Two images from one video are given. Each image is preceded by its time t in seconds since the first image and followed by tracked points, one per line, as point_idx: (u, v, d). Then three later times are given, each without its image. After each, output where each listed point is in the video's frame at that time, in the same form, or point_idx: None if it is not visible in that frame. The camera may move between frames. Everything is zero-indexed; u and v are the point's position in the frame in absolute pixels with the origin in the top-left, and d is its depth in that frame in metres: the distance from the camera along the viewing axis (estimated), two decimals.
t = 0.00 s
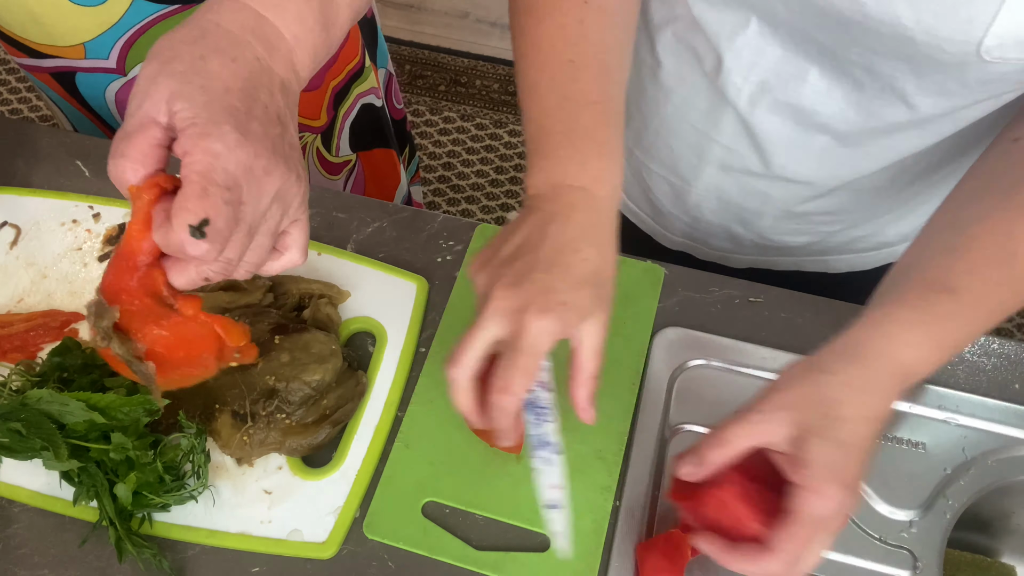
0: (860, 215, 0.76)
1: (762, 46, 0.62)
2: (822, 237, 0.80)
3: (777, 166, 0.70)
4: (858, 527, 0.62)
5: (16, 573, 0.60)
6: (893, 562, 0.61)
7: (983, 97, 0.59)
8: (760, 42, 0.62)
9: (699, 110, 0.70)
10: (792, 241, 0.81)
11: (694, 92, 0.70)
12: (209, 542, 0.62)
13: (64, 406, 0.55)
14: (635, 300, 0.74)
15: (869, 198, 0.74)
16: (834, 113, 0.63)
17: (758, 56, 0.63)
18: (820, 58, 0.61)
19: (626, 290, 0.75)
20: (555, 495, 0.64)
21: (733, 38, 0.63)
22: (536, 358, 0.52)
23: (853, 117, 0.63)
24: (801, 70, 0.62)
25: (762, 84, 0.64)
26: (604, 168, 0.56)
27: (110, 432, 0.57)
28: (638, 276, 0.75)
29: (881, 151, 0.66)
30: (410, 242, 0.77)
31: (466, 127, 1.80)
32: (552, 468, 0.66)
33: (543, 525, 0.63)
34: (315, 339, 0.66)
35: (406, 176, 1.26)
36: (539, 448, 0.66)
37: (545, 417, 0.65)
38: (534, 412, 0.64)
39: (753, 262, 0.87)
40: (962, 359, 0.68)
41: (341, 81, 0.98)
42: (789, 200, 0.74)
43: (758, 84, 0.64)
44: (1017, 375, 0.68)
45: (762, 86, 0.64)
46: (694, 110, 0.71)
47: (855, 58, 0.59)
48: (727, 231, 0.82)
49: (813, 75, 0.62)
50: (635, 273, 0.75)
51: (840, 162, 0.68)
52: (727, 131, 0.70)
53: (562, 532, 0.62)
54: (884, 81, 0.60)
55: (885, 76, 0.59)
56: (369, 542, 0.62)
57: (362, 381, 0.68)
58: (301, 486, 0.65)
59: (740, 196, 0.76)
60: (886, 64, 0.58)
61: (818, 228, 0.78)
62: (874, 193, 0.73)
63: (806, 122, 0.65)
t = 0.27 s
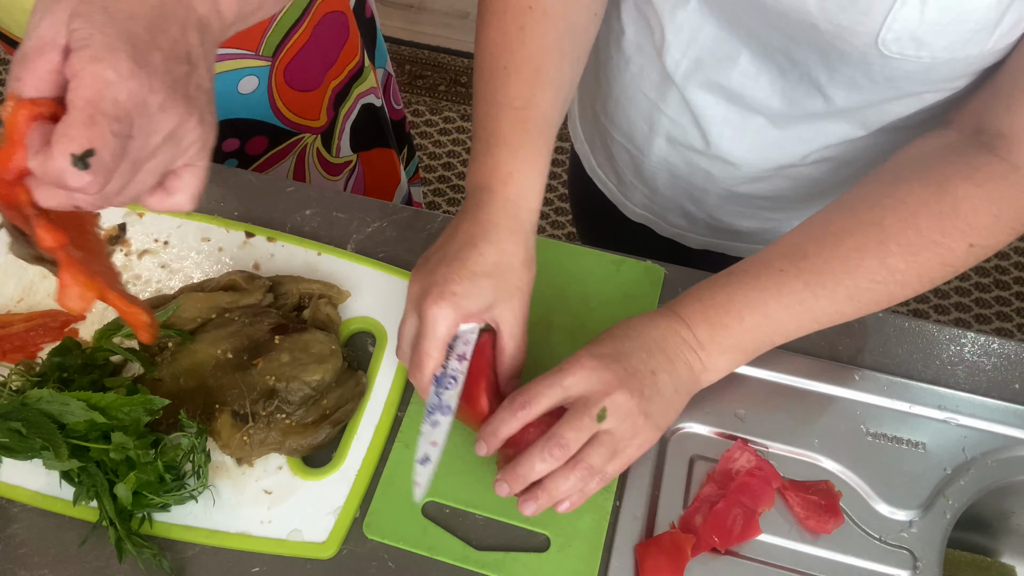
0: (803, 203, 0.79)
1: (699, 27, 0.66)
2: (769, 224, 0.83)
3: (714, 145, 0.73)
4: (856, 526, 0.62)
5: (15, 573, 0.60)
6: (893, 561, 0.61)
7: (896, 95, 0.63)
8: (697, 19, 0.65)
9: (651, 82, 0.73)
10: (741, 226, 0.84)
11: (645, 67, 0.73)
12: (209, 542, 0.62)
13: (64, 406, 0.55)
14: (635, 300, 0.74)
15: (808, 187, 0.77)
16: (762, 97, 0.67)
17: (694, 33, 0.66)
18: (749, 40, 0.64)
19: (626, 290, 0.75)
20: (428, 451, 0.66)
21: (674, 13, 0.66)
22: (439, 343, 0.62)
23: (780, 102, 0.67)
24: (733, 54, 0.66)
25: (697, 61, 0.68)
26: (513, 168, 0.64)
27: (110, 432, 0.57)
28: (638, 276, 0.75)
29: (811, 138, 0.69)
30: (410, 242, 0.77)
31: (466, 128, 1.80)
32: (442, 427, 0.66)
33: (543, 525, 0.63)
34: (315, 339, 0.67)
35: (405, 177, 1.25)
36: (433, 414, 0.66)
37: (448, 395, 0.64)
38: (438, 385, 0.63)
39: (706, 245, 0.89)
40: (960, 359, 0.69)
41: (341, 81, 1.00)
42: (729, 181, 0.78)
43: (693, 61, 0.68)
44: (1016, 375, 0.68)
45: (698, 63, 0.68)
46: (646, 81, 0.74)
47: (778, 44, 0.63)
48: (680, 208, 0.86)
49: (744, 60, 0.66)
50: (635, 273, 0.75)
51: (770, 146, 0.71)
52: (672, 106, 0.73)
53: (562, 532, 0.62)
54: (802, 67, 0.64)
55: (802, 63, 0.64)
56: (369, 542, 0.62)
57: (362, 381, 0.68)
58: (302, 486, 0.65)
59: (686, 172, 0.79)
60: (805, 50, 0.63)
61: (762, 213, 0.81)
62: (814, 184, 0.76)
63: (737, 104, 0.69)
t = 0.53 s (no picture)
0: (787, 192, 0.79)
1: (678, 17, 0.65)
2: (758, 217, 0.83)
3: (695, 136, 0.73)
4: (856, 526, 0.62)
5: (16, 573, 0.60)
6: (893, 561, 0.61)
7: (872, 81, 0.63)
8: (675, 11, 0.65)
9: (636, 77, 0.73)
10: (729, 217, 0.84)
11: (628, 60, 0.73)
12: (209, 542, 0.62)
13: (65, 406, 0.56)
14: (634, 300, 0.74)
15: (791, 175, 0.76)
16: (742, 86, 0.67)
17: (673, 25, 0.66)
18: (727, 31, 0.64)
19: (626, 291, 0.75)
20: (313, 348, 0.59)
21: (652, 6, 0.66)
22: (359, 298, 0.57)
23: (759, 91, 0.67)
24: (713, 43, 0.65)
25: (677, 53, 0.68)
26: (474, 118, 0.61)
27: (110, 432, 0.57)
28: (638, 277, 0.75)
29: (791, 126, 0.70)
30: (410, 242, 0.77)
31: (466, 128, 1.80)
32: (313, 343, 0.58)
33: (543, 525, 0.63)
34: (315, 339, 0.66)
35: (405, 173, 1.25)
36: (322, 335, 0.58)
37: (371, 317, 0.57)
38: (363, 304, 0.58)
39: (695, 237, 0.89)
40: (960, 359, 0.69)
41: (342, 77, 1.00)
42: (714, 172, 0.78)
43: (672, 54, 0.68)
44: (1016, 375, 0.68)
45: (677, 56, 0.68)
46: (631, 76, 0.74)
47: (755, 33, 0.63)
48: (668, 202, 0.85)
49: (723, 49, 0.65)
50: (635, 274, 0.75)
51: (751, 136, 0.72)
52: (656, 99, 0.73)
53: (562, 533, 0.62)
54: (778, 56, 0.63)
55: (777, 52, 0.63)
56: (369, 542, 0.62)
57: (362, 381, 0.68)
58: (302, 486, 0.65)
59: (670, 164, 0.79)
60: (777, 38, 0.62)
61: (748, 204, 0.81)
62: (797, 173, 0.76)
63: (718, 94, 0.69)
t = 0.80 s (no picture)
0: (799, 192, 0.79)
1: (694, 23, 0.65)
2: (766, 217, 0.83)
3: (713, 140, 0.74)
4: (856, 525, 0.62)
5: (16, 573, 0.60)
6: (893, 561, 0.61)
7: (895, 76, 0.63)
8: (692, 19, 0.65)
9: (645, 83, 0.74)
10: (738, 220, 0.84)
11: (641, 66, 0.74)
12: (208, 542, 0.62)
13: (65, 406, 0.56)
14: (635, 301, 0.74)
15: (805, 173, 0.77)
16: (762, 89, 0.67)
17: (690, 31, 0.66)
18: (747, 34, 0.64)
19: (626, 291, 0.75)
20: (544, 450, 0.51)
21: (668, 12, 0.66)
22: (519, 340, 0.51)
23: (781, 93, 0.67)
24: (730, 48, 0.65)
25: (694, 58, 0.67)
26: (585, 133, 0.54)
27: (110, 432, 0.57)
28: (638, 277, 0.75)
29: (809, 126, 0.70)
30: (410, 242, 0.77)
31: (466, 127, 1.80)
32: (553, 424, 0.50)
33: (543, 525, 0.63)
34: (315, 339, 0.66)
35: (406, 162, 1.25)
36: (536, 415, 0.51)
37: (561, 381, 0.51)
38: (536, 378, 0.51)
39: (706, 242, 0.89)
40: (960, 359, 0.69)
41: (347, 70, 0.99)
42: (729, 175, 0.78)
43: (689, 60, 0.68)
44: (1016, 375, 0.68)
45: (694, 62, 0.68)
46: (640, 82, 0.75)
47: (778, 35, 0.63)
48: (679, 207, 0.85)
49: (742, 53, 0.65)
50: (635, 274, 0.75)
51: (769, 137, 0.72)
52: (671, 103, 0.73)
53: (562, 532, 0.62)
54: (803, 56, 0.63)
55: (804, 51, 0.63)
56: (369, 542, 0.62)
57: (362, 381, 0.68)
58: (302, 486, 0.65)
59: (685, 170, 0.79)
60: (804, 39, 0.62)
61: (760, 206, 0.81)
62: (808, 171, 0.77)
63: (738, 96, 0.69)
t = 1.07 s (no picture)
0: (838, 203, 0.76)
1: (734, 45, 0.62)
2: (805, 228, 0.80)
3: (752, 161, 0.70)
4: (854, 524, 0.62)
5: (16, 573, 0.60)
6: (893, 561, 0.61)
7: (953, 84, 0.58)
8: (730, 40, 0.62)
9: (679, 107, 0.72)
10: (774, 233, 0.81)
11: (673, 86, 0.71)
12: (208, 542, 0.62)
13: (65, 405, 0.56)
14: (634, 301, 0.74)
15: (846, 184, 0.74)
16: (808, 109, 0.63)
17: (727, 54, 0.63)
18: (791, 52, 0.60)
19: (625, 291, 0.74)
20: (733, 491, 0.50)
21: (704, 37, 0.63)
22: (651, 346, 0.48)
23: (830, 112, 0.63)
24: (774, 68, 0.62)
25: (733, 81, 0.64)
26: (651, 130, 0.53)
27: (110, 432, 0.57)
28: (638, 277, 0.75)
29: (857, 139, 0.66)
30: (410, 242, 0.77)
31: (466, 127, 1.80)
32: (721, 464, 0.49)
33: (543, 525, 0.63)
34: (315, 339, 0.66)
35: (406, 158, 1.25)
36: (693, 446, 0.50)
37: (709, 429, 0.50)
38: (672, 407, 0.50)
39: (740, 255, 0.87)
40: (960, 359, 0.68)
41: (350, 65, 0.99)
42: (770, 192, 0.74)
43: (728, 82, 0.65)
44: (1016, 374, 0.68)
45: (735, 85, 0.64)
46: (672, 106, 0.73)
47: (826, 51, 0.59)
48: (713, 221, 0.83)
49: (786, 72, 0.62)
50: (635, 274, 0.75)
51: (815, 154, 0.68)
52: (706, 124, 0.71)
53: (562, 532, 0.62)
54: (854, 71, 0.60)
55: (856, 66, 0.59)
56: (369, 542, 0.62)
57: (362, 381, 0.68)
58: (301, 486, 0.65)
59: (723, 188, 0.77)
60: (856, 54, 0.58)
61: (798, 217, 0.78)
62: (851, 183, 0.74)
63: (781, 118, 0.65)
